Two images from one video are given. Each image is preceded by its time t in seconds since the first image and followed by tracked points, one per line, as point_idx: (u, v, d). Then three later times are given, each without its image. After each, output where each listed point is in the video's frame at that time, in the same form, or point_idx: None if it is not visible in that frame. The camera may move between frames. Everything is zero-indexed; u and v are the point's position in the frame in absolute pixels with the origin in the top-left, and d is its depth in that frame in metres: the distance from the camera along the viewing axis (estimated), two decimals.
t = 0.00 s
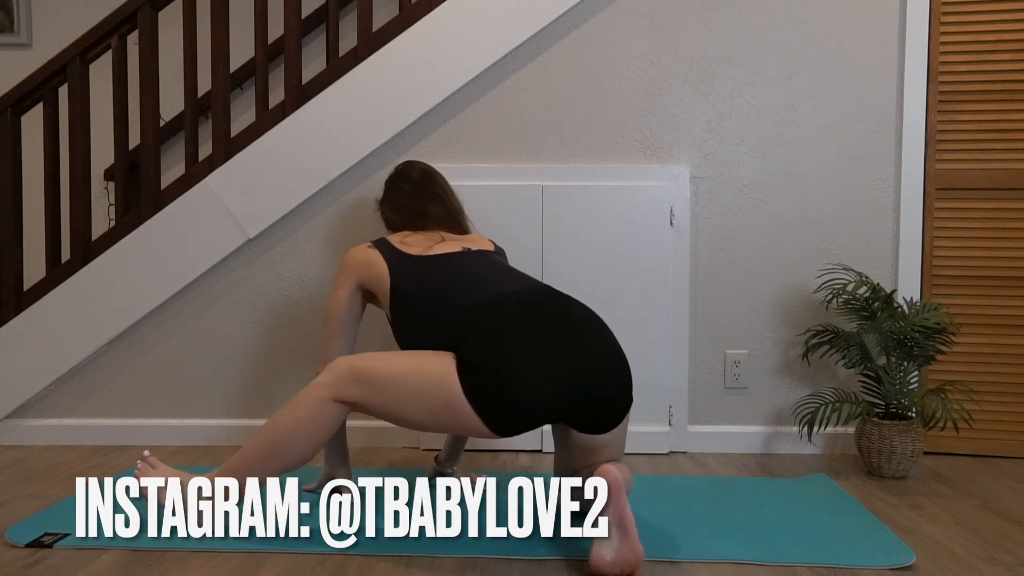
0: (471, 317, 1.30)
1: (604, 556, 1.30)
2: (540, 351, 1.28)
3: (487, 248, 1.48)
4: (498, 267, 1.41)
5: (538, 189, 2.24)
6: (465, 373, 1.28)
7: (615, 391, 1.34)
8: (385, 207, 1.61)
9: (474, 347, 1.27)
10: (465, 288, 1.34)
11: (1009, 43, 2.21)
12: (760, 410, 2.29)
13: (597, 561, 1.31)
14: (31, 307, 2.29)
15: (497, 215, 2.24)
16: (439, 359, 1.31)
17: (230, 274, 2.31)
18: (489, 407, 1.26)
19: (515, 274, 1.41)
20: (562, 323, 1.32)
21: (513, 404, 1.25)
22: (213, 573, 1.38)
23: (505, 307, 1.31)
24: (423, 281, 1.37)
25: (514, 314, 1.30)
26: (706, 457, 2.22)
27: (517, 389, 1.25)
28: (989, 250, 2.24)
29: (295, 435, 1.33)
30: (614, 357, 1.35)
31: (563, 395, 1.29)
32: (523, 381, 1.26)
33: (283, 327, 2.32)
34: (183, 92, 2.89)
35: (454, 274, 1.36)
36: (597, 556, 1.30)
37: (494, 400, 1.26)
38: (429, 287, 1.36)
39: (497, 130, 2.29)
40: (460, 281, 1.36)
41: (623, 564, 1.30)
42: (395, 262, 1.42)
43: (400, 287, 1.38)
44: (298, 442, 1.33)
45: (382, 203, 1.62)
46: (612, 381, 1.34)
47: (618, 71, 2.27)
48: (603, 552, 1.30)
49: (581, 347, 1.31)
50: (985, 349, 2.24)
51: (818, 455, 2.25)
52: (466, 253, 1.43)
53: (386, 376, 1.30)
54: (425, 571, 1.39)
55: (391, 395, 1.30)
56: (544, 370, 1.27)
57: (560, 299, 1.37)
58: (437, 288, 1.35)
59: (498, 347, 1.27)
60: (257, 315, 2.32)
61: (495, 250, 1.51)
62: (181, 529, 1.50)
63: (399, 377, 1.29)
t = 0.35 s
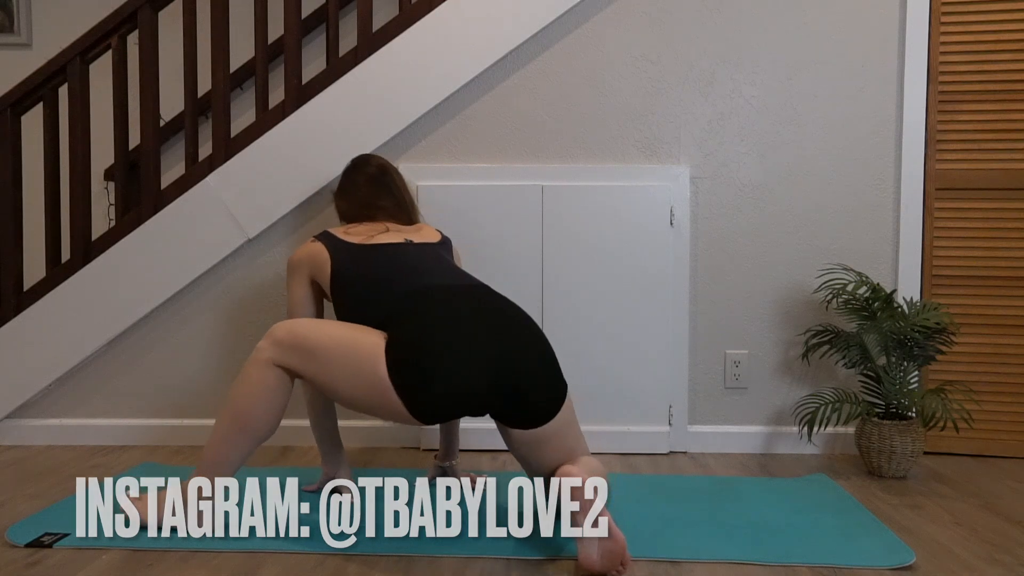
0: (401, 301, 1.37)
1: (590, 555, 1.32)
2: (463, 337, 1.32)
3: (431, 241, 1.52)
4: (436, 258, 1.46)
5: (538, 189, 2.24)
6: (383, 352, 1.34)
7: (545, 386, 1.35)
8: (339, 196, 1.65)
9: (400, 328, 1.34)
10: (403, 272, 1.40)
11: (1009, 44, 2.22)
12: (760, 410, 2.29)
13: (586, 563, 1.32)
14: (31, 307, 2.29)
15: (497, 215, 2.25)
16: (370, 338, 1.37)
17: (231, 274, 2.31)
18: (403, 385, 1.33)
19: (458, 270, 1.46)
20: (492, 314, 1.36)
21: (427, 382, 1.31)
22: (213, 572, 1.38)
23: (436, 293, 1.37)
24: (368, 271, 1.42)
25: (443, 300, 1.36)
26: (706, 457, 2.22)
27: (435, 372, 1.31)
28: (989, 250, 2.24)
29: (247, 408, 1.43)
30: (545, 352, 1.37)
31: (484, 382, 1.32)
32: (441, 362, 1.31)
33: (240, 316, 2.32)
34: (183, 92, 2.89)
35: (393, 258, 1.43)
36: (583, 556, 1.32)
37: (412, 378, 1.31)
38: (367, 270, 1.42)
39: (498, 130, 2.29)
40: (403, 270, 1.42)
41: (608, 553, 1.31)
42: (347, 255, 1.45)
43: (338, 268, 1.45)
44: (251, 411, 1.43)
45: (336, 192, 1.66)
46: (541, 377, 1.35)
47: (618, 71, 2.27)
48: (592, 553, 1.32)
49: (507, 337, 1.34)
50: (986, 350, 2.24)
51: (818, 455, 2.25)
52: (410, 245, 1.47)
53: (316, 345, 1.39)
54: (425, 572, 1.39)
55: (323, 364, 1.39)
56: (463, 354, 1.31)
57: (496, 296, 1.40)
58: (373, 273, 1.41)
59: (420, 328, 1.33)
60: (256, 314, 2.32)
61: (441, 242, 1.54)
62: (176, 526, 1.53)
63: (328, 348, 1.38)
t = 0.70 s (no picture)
0: (363, 310, 1.44)
1: (577, 558, 1.33)
2: (422, 349, 1.39)
3: (390, 247, 1.58)
4: (400, 269, 1.53)
5: (538, 189, 2.24)
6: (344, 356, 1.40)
7: (495, 400, 1.42)
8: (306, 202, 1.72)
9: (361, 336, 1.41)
10: (369, 283, 1.47)
11: (1009, 43, 2.21)
12: (760, 410, 2.28)
13: (578, 567, 1.34)
14: (31, 307, 2.28)
15: (496, 215, 2.25)
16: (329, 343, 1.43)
17: (230, 274, 2.31)
18: (360, 391, 1.38)
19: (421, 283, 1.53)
20: (451, 328, 1.43)
21: (384, 389, 1.37)
22: (213, 572, 1.38)
23: (398, 305, 1.44)
24: (346, 281, 1.48)
25: (404, 312, 1.43)
26: (706, 458, 2.22)
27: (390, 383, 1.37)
28: (989, 250, 2.24)
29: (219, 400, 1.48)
30: (496, 368, 1.44)
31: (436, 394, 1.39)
32: (399, 371, 1.37)
33: (202, 325, 2.32)
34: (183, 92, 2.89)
35: (359, 267, 1.49)
36: (571, 561, 1.33)
37: (368, 385, 1.37)
38: (335, 279, 1.48)
39: (498, 130, 2.29)
40: (371, 280, 1.48)
41: (591, 549, 1.32)
42: (323, 263, 1.50)
43: (305, 275, 1.50)
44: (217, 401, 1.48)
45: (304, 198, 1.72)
46: (494, 391, 1.42)
47: (618, 71, 2.27)
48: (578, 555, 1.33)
49: (465, 351, 1.41)
50: (986, 349, 2.24)
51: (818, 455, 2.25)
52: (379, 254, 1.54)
53: (275, 342, 1.44)
54: (425, 572, 1.39)
55: (278, 362, 1.45)
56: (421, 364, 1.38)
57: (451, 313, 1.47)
58: (338, 282, 1.48)
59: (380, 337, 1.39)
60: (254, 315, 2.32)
61: (401, 247, 1.61)
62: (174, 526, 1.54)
63: (286, 346, 1.44)
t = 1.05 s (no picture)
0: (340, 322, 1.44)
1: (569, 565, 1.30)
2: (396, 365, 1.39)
3: (367, 259, 1.58)
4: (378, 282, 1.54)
5: (538, 189, 2.25)
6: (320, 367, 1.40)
7: (468, 416, 1.43)
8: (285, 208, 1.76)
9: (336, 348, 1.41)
10: (348, 293, 1.48)
11: (1009, 43, 2.21)
12: (760, 410, 2.28)
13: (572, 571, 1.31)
14: (31, 307, 2.28)
15: (496, 215, 2.25)
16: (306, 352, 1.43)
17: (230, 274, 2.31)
18: (331, 405, 1.38)
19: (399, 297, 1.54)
20: (427, 344, 1.44)
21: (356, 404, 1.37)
22: (213, 573, 1.37)
23: (373, 319, 1.44)
24: (335, 286, 1.48)
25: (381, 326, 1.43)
26: (707, 458, 2.22)
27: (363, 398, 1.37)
28: (989, 251, 2.24)
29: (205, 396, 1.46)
30: (470, 386, 1.44)
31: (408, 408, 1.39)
32: (372, 386, 1.37)
33: (194, 332, 2.32)
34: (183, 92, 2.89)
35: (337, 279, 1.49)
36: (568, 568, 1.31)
37: (341, 399, 1.37)
38: (316, 289, 1.48)
39: (498, 130, 2.29)
40: (356, 289, 1.49)
41: (582, 556, 1.29)
42: (312, 267, 1.51)
43: (284, 285, 1.50)
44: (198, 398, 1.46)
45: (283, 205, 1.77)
46: (468, 407, 1.43)
47: (618, 71, 2.27)
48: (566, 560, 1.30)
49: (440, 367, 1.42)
50: (986, 349, 2.24)
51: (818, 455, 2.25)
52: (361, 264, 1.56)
53: (252, 345, 1.43)
54: (425, 572, 1.39)
55: (254, 366, 1.44)
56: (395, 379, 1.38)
57: (426, 330, 1.48)
58: (318, 294, 1.47)
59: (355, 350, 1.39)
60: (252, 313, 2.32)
61: (378, 257, 1.61)
62: (172, 525, 1.54)
63: (263, 351, 1.43)
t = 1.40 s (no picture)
0: (331, 328, 1.44)
1: (568, 564, 1.30)
2: (387, 372, 1.39)
3: (360, 264, 1.59)
4: (371, 289, 1.54)
5: (538, 189, 2.25)
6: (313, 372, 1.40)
7: (460, 422, 1.43)
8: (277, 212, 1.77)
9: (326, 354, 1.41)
10: (342, 301, 1.48)
11: (1009, 43, 2.21)
12: (760, 410, 2.28)
13: (571, 571, 1.31)
14: (31, 307, 2.28)
15: (496, 215, 2.25)
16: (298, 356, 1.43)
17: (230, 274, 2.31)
18: (321, 411, 1.38)
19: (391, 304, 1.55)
20: (418, 351, 1.44)
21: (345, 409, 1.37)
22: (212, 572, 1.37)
23: (365, 326, 1.45)
24: (331, 292, 1.49)
25: (371, 333, 1.44)
26: (707, 457, 2.22)
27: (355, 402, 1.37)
28: (989, 251, 2.24)
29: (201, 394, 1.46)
30: (462, 392, 1.45)
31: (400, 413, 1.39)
32: (364, 390, 1.37)
33: (190, 334, 2.32)
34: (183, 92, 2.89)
35: (332, 285, 1.49)
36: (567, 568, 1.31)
37: (333, 403, 1.37)
38: (312, 296, 1.49)
39: (498, 130, 2.29)
40: (351, 296, 1.50)
41: (581, 556, 1.29)
42: (308, 271, 1.51)
43: (278, 290, 1.50)
44: (194, 395, 1.46)
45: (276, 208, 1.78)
46: (460, 417, 1.43)
47: (618, 72, 2.27)
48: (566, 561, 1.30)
49: (431, 375, 1.42)
50: (986, 349, 2.24)
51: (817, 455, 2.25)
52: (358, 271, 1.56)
53: (244, 349, 1.43)
54: (425, 572, 1.39)
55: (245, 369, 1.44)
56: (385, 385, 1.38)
57: (418, 337, 1.48)
58: (312, 298, 1.48)
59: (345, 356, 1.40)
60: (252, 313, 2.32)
61: (371, 262, 1.62)
62: (172, 523, 1.54)
63: (260, 358, 1.42)
